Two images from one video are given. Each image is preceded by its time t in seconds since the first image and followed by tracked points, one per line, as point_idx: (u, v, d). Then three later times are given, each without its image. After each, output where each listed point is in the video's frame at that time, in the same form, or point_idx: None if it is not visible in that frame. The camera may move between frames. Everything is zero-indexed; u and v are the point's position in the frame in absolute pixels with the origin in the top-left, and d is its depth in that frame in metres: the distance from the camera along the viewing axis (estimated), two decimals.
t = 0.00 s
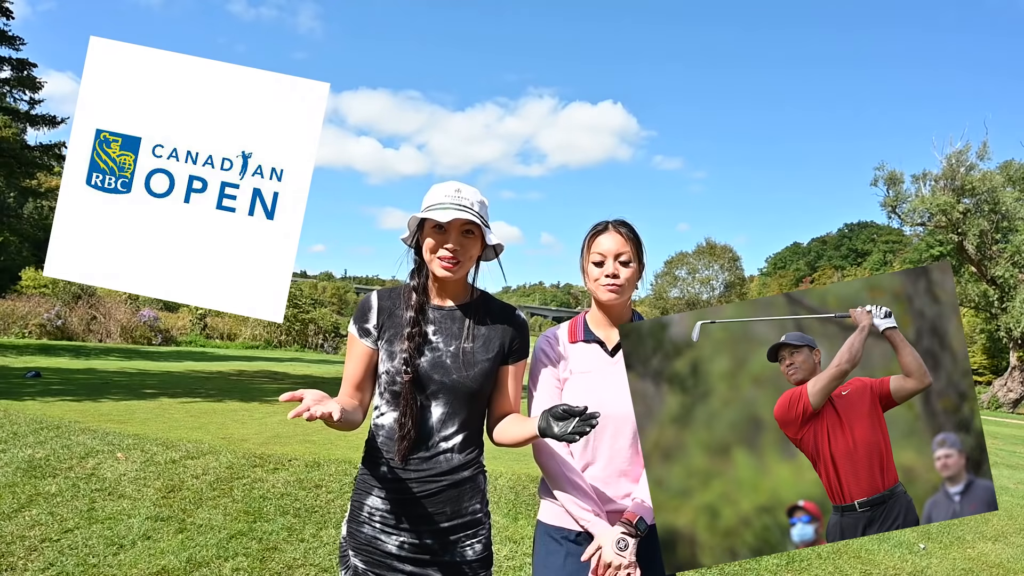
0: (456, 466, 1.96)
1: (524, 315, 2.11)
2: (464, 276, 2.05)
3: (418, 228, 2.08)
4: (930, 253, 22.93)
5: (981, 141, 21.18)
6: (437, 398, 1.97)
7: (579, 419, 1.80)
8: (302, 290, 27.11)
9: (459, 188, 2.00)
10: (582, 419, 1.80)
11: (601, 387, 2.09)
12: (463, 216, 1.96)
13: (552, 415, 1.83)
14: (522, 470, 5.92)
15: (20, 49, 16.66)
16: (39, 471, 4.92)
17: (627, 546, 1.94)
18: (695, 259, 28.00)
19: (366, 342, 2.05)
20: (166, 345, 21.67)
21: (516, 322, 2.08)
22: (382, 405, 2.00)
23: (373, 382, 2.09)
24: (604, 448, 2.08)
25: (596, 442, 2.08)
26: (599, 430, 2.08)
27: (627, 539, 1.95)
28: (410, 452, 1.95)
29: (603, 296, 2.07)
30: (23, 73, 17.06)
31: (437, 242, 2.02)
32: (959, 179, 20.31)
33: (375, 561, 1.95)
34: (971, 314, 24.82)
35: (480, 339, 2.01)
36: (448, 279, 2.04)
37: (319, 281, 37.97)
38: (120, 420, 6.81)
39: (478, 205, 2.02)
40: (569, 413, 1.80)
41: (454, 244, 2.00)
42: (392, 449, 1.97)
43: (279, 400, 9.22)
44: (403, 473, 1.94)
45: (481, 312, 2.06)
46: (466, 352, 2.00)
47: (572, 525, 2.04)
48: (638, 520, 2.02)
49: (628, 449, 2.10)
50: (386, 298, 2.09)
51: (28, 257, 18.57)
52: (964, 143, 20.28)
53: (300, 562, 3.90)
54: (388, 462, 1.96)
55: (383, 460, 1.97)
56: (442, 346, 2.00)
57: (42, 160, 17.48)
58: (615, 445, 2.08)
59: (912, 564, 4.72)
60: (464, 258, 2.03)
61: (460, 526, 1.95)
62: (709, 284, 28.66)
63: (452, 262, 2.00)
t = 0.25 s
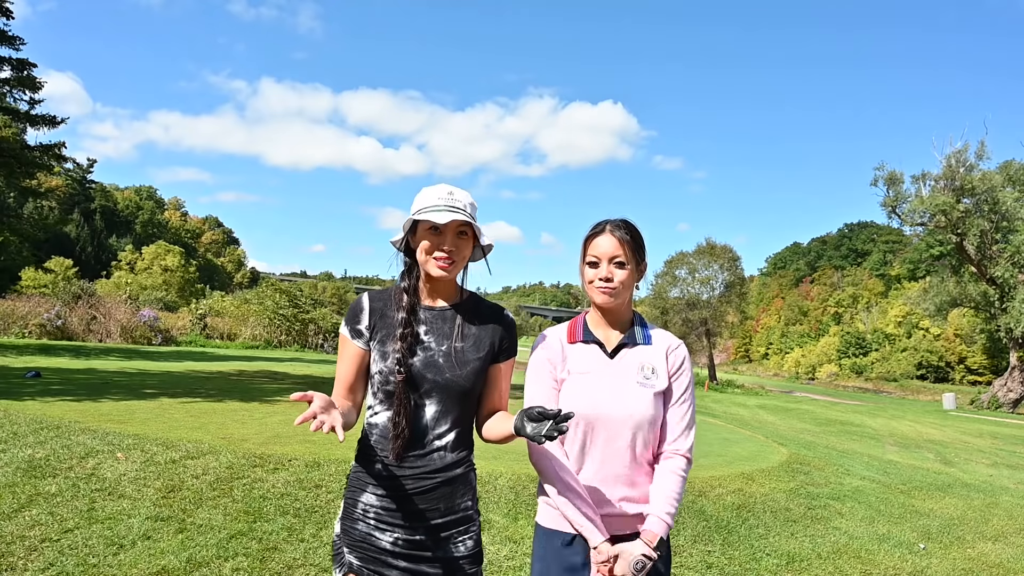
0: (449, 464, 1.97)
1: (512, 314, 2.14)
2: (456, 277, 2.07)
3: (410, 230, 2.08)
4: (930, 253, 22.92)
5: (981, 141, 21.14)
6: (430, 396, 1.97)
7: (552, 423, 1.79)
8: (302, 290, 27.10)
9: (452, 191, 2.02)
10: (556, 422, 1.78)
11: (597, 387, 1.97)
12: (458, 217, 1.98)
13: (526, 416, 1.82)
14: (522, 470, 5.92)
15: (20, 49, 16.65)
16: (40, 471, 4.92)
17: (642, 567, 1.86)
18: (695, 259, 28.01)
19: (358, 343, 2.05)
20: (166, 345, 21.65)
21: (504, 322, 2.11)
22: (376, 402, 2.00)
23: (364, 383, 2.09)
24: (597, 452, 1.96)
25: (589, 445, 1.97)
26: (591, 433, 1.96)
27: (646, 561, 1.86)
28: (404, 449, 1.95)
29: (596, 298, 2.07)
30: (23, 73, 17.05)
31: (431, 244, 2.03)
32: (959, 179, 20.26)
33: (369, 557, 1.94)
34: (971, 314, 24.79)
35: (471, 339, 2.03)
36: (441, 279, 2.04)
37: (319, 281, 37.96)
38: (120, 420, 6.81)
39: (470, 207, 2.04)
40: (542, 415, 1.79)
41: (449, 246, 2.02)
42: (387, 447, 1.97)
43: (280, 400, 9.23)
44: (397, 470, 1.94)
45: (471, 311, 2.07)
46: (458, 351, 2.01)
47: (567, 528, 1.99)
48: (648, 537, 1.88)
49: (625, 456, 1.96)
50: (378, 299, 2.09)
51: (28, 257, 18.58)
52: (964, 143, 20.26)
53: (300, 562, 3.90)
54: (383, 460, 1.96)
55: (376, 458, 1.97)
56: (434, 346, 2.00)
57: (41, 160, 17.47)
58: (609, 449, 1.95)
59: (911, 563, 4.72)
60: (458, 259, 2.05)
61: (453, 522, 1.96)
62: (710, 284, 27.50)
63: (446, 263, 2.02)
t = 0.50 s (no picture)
0: (442, 462, 1.97)
1: (503, 315, 2.16)
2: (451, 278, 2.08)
3: (405, 232, 2.07)
4: (930, 253, 22.90)
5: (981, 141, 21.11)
6: (424, 396, 1.97)
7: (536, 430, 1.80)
8: (302, 290, 27.09)
9: (448, 192, 2.05)
10: (539, 429, 1.79)
11: (583, 387, 1.95)
12: (457, 218, 2.01)
13: (514, 422, 1.84)
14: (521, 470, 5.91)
15: (20, 49, 16.64)
16: (39, 471, 4.92)
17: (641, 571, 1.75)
18: (696, 259, 27.96)
19: (350, 343, 2.04)
20: (166, 345, 21.64)
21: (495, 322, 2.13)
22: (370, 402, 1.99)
23: (356, 383, 2.08)
24: (578, 453, 1.95)
25: (568, 445, 1.96)
26: (572, 433, 1.95)
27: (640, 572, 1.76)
28: (398, 449, 1.94)
29: (590, 298, 2.05)
30: (23, 73, 17.03)
31: (428, 244, 2.03)
32: (959, 179, 20.23)
33: (365, 555, 1.94)
34: (971, 314, 24.78)
35: (464, 339, 2.04)
36: (435, 279, 2.05)
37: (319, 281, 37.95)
38: (120, 420, 6.81)
39: (466, 208, 2.07)
40: (529, 422, 1.80)
41: (447, 245, 2.03)
42: (380, 447, 1.96)
43: (280, 400, 9.22)
44: (391, 469, 1.94)
45: (463, 312, 2.09)
46: (451, 351, 2.01)
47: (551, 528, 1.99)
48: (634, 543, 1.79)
49: (608, 456, 1.91)
50: (371, 300, 2.08)
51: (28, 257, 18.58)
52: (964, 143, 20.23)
53: (300, 562, 3.90)
54: (377, 459, 1.95)
55: (370, 457, 1.96)
56: (427, 346, 2.00)
57: (41, 160, 17.46)
58: (590, 450, 1.93)
59: (911, 564, 4.72)
60: (455, 260, 2.06)
61: (447, 519, 1.96)
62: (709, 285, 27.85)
63: (443, 263, 2.03)
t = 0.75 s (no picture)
0: (438, 461, 1.97)
1: (496, 315, 2.16)
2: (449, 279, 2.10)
3: (403, 234, 2.07)
4: (930, 253, 22.90)
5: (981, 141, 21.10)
6: (420, 396, 1.97)
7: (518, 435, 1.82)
8: (302, 290, 27.09)
9: (447, 194, 2.07)
10: (520, 435, 1.81)
11: (575, 391, 1.95)
12: (460, 219, 2.03)
13: (499, 426, 1.86)
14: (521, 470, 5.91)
15: (20, 49, 16.64)
16: (39, 471, 4.92)
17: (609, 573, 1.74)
18: (695, 259, 27.96)
19: (345, 344, 2.04)
20: (166, 345, 21.62)
21: (489, 322, 2.13)
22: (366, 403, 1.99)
23: (352, 384, 2.08)
24: (569, 458, 1.94)
25: (559, 451, 1.95)
26: (564, 439, 1.94)
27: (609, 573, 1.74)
28: (394, 448, 1.94)
29: (585, 303, 2.05)
30: (23, 73, 17.03)
31: (431, 246, 2.04)
32: (959, 179, 20.20)
33: (361, 555, 1.94)
34: (971, 314, 24.78)
35: (458, 339, 2.04)
36: (434, 280, 2.07)
37: (319, 281, 37.94)
38: (120, 420, 6.81)
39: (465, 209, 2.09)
40: (513, 428, 1.83)
41: (450, 247, 2.05)
42: (377, 447, 1.96)
43: (280, 400, 9.22)
44: (387, 468, 1.94)
45: (459, 311, 2.09)
46: (446, 351, 2.02)
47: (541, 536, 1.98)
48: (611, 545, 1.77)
49: (601, 461, 1.90)
50: (366, 301, 2.08)
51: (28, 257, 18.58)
52: (964, 144, 20.21)
53: (300, 562, 3.90)
54: (373, 459, 1.95)
55: (366, 457, 1.96)
56: (422, 346, 2.00)
57: (41, 160, 17.45)
58: (581, 455, 1.92)
59: (911, 563, 4.72)
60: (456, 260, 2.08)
61: (443, 519, 1.96)
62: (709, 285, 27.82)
63: (445, 263, 2.05)
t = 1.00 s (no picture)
0: (437, 461, 1.97)
1: (494, 314, 2.16)
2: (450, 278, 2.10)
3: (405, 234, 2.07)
4: (929, 253, 22.90)
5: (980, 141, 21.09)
6: (419, 397, 1.97)
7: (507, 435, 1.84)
8: (302, 290, 27.09)
9: (449, 194, 2.07)
10: (509, 433, 1.84)
11: (582, 391, 1.92)
12: (463, 220, 2.04)
13: (489, 426, 1.88)
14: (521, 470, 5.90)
15: (20, 49, 16.65)
16: (39, 471, 4.92)
17: None
18: (695, 259, 27.95)
19: (343, 344, 2.04)
20: (166, 345, 21.61)
21: (487, 322, 2.13)
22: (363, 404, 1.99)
23: (349, 384, 2.08)
24: (578, 460, 1.91)
25: (566, 453, 1.92)
26: (573, 441, 1.91)
27: None
28: (396, 449, 1.94)
29: (590, 303, 2.04)
30: (23, 73, 17.03)
31: (434, 247, 2.05)
32: (958, 179, 20.18)
33: (360, 555, 1.94)
34: (971, 314, 24.79)
35: (456, 339, 2.04)
36: (434, 280, 2.07)
37: (319, 281, 37.94)
38: (120, 420, 6.81)
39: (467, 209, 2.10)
40: (500, 427, 1.86)
41: (453, 247, 2.07)
42: (375, 447, 1.96)
43: (280, 400, 9.22)
44: (387, 469, 1.94)
45: (457, 311, 2.09)
46: (445, 351, 2.02)
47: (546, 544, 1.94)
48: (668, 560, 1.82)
49: (611, 463, 1.90)
50: (365, 301, 2.08)
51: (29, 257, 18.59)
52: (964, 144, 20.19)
53: (300, 562, 3.91)
54: (372, 460, 1.95)
55: (365, 458, 1.96)
56: (421, 346, 2.01)
57: (41, 160, 17.45)
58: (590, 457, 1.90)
59: (911, 564, 4.72)
60: (457, 259, 2.09)
61: (441, 518, 1.96)
62: (709, 285, 27.84)
63: (447, 265, 2.07)
